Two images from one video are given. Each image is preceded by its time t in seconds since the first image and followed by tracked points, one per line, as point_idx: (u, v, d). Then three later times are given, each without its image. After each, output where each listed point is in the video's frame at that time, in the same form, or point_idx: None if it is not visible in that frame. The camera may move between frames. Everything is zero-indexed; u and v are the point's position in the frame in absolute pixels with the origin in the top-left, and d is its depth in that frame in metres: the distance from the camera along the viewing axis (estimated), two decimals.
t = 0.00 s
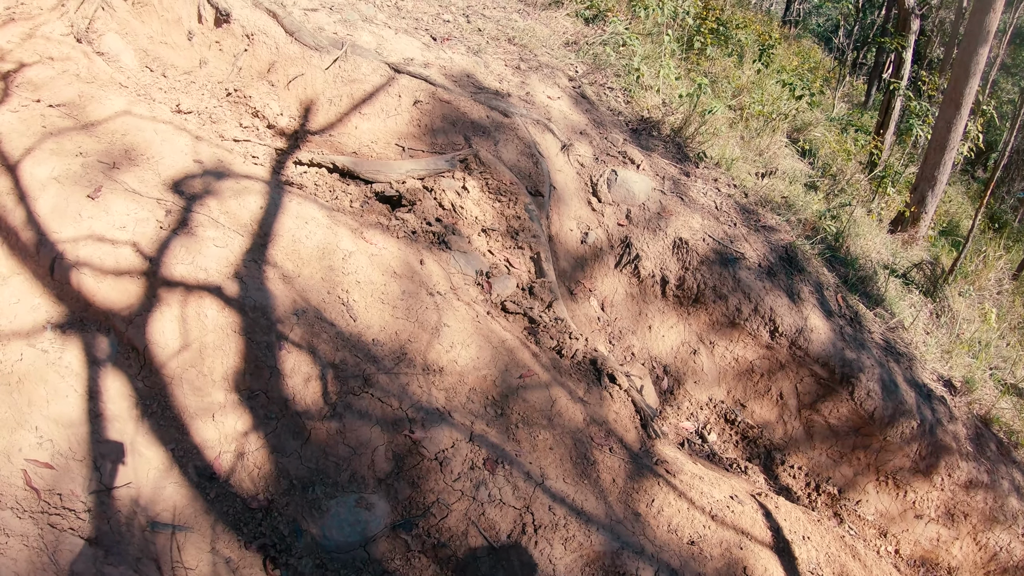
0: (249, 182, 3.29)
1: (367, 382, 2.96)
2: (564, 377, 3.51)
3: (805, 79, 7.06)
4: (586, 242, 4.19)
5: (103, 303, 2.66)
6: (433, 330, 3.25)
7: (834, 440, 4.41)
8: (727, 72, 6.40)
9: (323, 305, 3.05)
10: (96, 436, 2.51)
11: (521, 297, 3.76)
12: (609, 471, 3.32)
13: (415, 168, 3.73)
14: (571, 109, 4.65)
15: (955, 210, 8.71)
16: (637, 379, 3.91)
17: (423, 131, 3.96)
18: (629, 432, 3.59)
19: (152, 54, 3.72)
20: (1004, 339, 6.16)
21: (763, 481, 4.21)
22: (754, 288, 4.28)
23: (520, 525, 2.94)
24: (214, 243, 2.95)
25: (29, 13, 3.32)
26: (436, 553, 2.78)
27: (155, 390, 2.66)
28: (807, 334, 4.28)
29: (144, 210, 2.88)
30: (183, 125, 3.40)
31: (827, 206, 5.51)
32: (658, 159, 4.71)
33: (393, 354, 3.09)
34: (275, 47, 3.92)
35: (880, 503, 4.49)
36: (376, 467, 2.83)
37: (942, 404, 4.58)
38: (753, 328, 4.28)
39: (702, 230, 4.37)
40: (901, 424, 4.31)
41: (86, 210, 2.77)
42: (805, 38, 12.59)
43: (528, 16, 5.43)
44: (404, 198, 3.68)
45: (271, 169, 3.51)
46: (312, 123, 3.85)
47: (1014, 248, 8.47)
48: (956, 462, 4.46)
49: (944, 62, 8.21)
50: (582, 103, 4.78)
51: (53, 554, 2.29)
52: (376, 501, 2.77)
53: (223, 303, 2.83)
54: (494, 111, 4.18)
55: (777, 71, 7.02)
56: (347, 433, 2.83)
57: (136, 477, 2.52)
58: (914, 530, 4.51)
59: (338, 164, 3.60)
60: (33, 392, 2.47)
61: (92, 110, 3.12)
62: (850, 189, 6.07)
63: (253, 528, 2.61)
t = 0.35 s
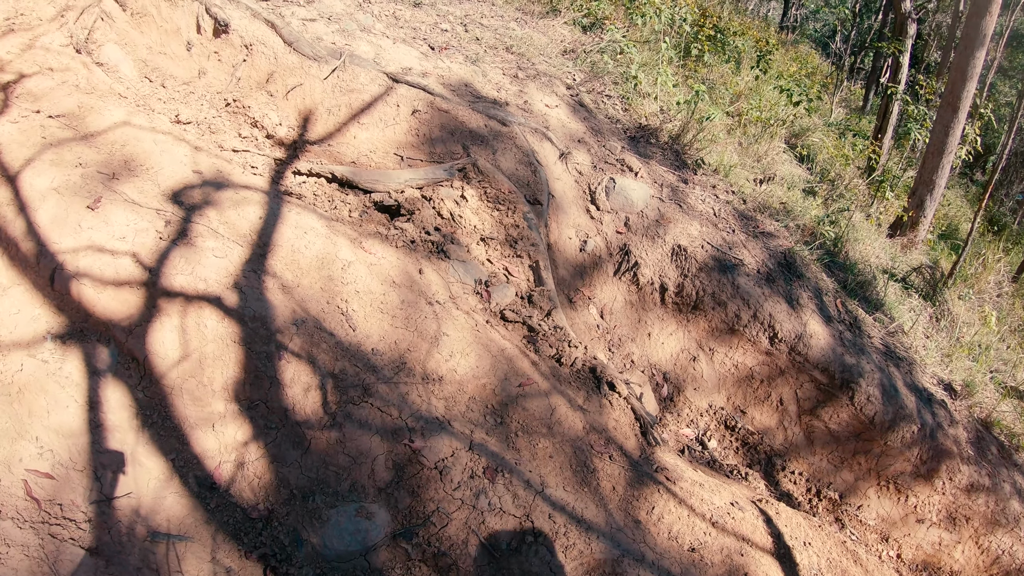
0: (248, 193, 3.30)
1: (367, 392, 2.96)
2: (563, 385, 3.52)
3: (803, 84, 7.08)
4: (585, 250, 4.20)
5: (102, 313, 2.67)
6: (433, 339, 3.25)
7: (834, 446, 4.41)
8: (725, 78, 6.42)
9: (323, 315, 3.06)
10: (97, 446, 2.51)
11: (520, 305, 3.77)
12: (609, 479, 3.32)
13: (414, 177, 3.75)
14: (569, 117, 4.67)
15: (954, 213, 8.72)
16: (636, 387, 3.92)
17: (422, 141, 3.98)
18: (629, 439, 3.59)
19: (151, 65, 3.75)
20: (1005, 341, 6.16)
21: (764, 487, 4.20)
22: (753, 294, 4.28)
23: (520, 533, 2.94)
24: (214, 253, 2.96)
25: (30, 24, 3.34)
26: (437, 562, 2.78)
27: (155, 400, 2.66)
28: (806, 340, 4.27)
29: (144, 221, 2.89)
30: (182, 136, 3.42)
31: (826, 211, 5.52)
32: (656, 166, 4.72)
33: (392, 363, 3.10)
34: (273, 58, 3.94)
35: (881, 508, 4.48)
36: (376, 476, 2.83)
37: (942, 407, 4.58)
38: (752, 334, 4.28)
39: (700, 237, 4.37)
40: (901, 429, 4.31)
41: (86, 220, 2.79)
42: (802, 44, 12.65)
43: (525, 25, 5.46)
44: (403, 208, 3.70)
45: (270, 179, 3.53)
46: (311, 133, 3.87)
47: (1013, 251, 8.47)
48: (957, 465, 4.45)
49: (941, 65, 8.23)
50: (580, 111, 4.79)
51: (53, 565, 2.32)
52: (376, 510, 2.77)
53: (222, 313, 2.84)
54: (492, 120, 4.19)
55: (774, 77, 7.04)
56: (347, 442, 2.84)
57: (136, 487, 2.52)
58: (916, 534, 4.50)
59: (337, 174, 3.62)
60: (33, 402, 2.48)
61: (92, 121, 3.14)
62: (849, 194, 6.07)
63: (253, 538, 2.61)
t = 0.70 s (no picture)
0: (247, 201, 3.31)
1: (367, 399, 2.96)
2: (563, 390, 3.52)
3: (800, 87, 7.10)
4: (583, 254, 4.21)
5: (102, 322, 2.67)
6: (433, 345, 3.26)
7: (836, 447, 4.40)
8: (722, 81, 6.43)
9: (322, 322, 3.07)
10: (97, 454, 2.51)
11: (519, 310, 3.78)
12: (610, 483, 3.32)
13: (412, 184, 3.76)
14: (566, 122, 4.68)
15: (952, 213, 8.74)
16: (636, 391, 3.92)
17: (420, 147, 3.99)
18: (630, 443, 3.59)
19: (150, 73, 3.77)
20: (1005, 340, 6.16)
21: (765, 490, 4.20)
22: (752, 297, 4.28)
23: (522, 538, 2.93)
24: (213, 261, 2.97)
25: (28, 33, 3.35)
26: (439, 568, 2.77)
27: (155, 409, 2.66)
28: (806, 342, 4.28)
29: (143, 229, 2.90)
30: (180, 144, 3.43)
31: (824, 213, 5.52)
32: (654, 170, 4.73)
33: (392, 369, 3.10)
34: (271, 66, 3.96)
35: (883, 509, 4.47)
36: (377, 483, 2.83)
37: (943, 407, 4.58)
38: (752, 337, 4.29)
39: (698, 240, 4.38)
40: (902, 430, 4.31)
41: (85, 229, 2.79)
42: (799, 46, 12.68)
43: (522, 30, 5.48)
44: (401, 215, 3.71)
45: (268, 186, 3.54)
46: (309, 140, 3.88)
47: (1012, 250, 8.48)
48: (958, 465, 4.44)
49: (937, 66, 8.25)
50: (577, 115, 4.81)
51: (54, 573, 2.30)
52: (378, 517, 2.77)
53: (222, 321, 2.85)
54: (490, 125, 4.20)
55: (771, 79, 7.06)
56: (348, 449, 2.84)
57: (137, 496, 2.52)
58: (919, 534, 4.49)
59: (336, 181, 3.63)
60: (34, 411, 2.48)
61: (90, 130, 3.15)
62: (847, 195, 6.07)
63: (254, 546, 2.60)
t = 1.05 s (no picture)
0: (245, 203, 3.32)
1: (366, 399, 2.96)
2: (563, 389, 3.52)
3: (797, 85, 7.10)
4: (582, 253, 4.21)
5: (101, 324, 2.67)
6: (432, 345, 3.25)
7: (837, 445, 4.39)
8: (719, 80, 6.43)
9: (321, 323, 3.07)
10: (97, 456, 2.51)
11: (518, 310, 3.77)
12: (611, 482, 3.31)
13: (410, 184, 3.76)
14: (564, 122, 4.68)
15: (951, 211, 8.73)
16: (636, 390, 3.91)
17: (418, 148, 3.99)
18: (630, 442, 3.58)
19: (147, 77, 3.77)
20: (1005, 337, 6.15)
21: (767, 488, 4.18)
22: (752, 295, 4.27)
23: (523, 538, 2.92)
24: (211, 263, 2.97)
25: (25, 37, 3.36)
26: (439, 568, 2.76)
27: (155, 411, 2.66)
28: (806, 339, 4.27)
29: (141, 232, 2.90)
30: (178, 147, 3.44)
31: (823, 211, 5.51)
32: (652, 169, 4.73)
33: (392, 369, 3.10)
34: (269, 68, 3.97)
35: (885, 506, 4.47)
36: (377, 483, 2.82)
37: (943, 404, 4.58)
38: (752, 335, 4.28)
39: (698, 238, 4.38)
40: (903, 427, 4.30)
41: (84, 232, 2.79)
42: (796, 46, 12.69)
43: (519, 31, 5.48)
44: (400, 215, 3.71)
45: (267, 188, 3.54)
46: (307, 142, 3.89)
47: (1011, 247, 8.48)
48: (960, 461, 4.43)
49: (935, 64, 8.25)
50: (575, 115, 4.81)
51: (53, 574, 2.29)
52: (378, 517, 2.76)
53: (220, 322, 2.85)
54: (487, 126, 4.20)
55: (768, 79, 7.06)
56: (347, 450, 2.83)
57: (137, 498, 2.51)
58: (922, 531, 4.47)
59: (334, 183, 3.63)
60: (32, 414, 2.47)
61: (88, 133, 3.15)
62: (846, 193, 6.06)
63: (255, 547, 2.60)
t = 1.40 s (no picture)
0: (242, 202, 3.32)
1: (363, 398, 2.96)
2: (560, 387, 3.52)
3: (795, 83, 7.10)
4: (579, 252, 4.21)
5: (98, 324, 2.67)
6: (428, 343, 3.26)
7: (835, 442, 4.39)
8: (717, 78, 6.42)
9: (318, 322, 3.07)
10: (94, 456, 2.51)
11: (515, 308, 3.78)
12: (608, 480, 3.31)
13: (407, 183, 3.76)
14: (561, 120, 4.68)
15: (949, 208, 8.74)
16: (634, 387, 3.91)
17: (415, 147, 3.99)
18: (627, 440, 3.58)
19: (144, 77, 3.77)
20: (1003, 334, 6.15)
21: (765, 485, 4.18)
22: (749, 292, 4.27)
23: (520, 536, 2.92)
24: (208, 262, 2.97)
25: (22, 37, 3.38)
26: (436, 566, 2.77)
27: (152, 410, 2.66)
28: (803, 337, 4.27)
29: (137, 231, 2.90)
30: (175, 146, 3.44)
31: (820, 208, 5.50)
32: (649, 167, 4.72)
33: (388, 368, 3.10)
34: (265, 67, 3.96)
35: (883, 503, 4.47)
36: (374, 481, 2.83)
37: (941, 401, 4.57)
38: (749, 332, 4.28)
39: (695, 236, 4.37)
40: (902, 424, 4.30)
41: (80, 231, 2.79)
42: (794, 43, 12.69)
43: (516, 29, 5.47)
44: (396, 214, 3.71)
45: (263, 187, 3.54)
46: (304, 141, 3.89)
47: (1010, 244, 8.48)
48: (958, 458, 4.43)
49: (933, 61, 8.25)
50: (572, 113, 4.81)
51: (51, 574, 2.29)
52: (375, 515, 2.76)
53: (217, 321, 2.85)
54: (484, 124, 4.19)
55: (765, 77, 7.07)
56: (344, 448, 2.84)
57: (134, 497, 2.51)
58: (920, 528, 4.48)
59: (330, 182, 3.64)
60: (29, 414, 2.47)
61: (85, 133, 3.15)
62: (844, 190, 6.06)
63: (252, 546, 2.60)
